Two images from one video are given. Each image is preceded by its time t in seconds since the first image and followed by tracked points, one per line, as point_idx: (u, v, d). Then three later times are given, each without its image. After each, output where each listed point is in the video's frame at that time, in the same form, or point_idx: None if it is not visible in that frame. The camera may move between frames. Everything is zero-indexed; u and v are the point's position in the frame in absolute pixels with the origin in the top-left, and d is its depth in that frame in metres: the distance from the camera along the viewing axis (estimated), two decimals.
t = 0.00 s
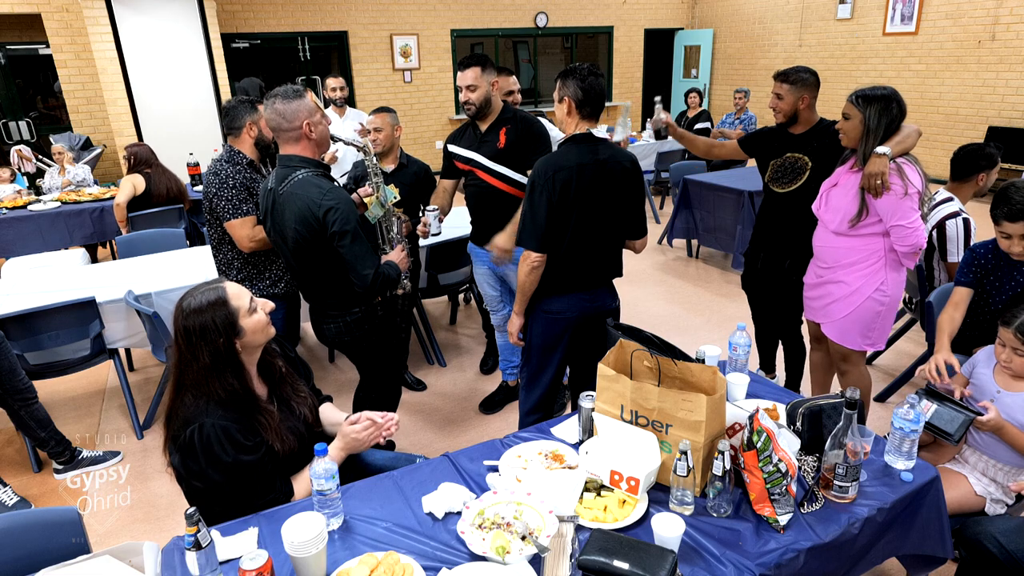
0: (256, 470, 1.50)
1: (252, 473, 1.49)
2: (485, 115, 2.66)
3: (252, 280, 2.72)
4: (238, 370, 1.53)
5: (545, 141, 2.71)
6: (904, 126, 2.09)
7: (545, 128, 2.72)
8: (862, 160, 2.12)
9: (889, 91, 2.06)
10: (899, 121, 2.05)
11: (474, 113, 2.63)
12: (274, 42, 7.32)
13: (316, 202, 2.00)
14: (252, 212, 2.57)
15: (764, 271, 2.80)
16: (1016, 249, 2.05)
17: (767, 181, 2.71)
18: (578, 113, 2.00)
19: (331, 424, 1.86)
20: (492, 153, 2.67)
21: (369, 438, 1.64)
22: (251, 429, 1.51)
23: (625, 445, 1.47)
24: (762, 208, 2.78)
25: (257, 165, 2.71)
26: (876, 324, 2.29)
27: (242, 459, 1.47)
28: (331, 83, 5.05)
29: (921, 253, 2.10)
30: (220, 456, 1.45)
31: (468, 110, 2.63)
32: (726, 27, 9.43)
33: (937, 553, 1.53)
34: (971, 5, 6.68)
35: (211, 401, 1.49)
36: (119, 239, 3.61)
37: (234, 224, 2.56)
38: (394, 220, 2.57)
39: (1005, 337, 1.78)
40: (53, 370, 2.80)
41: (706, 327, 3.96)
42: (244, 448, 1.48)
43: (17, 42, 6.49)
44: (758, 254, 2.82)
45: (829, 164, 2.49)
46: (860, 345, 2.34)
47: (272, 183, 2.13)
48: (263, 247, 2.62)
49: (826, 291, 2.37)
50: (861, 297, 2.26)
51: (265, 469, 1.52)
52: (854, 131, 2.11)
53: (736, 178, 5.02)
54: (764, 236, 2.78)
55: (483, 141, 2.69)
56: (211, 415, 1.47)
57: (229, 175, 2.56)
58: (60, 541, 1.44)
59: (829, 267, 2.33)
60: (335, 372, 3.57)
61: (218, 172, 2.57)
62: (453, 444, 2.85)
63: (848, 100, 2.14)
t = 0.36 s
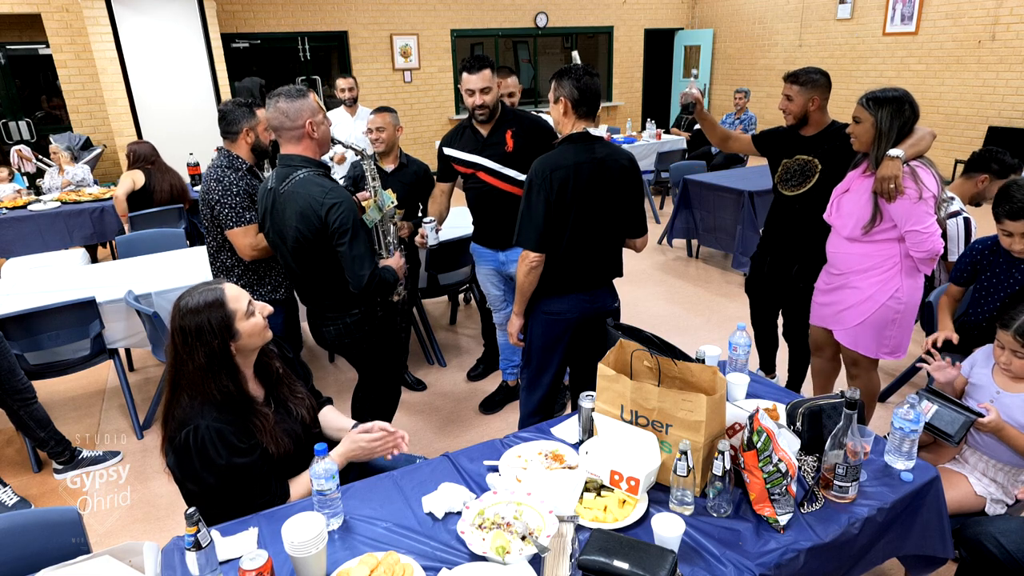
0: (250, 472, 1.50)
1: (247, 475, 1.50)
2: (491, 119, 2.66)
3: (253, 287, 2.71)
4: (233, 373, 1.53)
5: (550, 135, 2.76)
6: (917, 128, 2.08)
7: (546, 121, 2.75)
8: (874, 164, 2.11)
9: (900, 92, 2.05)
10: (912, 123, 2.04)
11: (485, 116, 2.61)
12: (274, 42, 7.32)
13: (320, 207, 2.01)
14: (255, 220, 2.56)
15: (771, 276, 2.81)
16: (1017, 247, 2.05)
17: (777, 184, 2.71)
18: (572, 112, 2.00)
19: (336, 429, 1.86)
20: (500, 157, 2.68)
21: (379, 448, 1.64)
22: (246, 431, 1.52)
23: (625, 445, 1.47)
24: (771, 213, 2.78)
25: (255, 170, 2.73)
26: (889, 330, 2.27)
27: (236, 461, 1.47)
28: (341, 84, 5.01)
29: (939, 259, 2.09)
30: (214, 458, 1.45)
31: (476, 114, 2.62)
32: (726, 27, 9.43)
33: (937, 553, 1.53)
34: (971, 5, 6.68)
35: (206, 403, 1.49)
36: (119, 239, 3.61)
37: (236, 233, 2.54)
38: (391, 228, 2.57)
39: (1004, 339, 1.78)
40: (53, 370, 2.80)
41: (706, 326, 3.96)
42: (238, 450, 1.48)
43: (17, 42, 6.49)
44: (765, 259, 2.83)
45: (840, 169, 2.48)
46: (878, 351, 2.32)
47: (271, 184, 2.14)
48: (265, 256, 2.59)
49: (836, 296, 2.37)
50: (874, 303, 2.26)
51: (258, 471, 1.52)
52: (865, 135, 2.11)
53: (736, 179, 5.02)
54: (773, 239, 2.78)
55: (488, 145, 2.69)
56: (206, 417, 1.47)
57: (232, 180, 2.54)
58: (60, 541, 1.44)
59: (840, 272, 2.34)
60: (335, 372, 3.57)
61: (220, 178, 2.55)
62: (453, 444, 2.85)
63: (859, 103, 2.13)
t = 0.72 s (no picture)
0: (255, 462, 1.52)
1: (252, 465, 1.51)
2: (506, 119, 2.70)
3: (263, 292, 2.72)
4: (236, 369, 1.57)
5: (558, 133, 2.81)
6: (921, 130, 2.07)
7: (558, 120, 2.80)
8: (879, 166, 2.11)
9: (906, 93, 2.05)
10: (918, 125, 2.04)
11: (497, 115, 2.66)
12: (274, 42, 7.32)
13: (331, 186, 2.09)
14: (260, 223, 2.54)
15: (773, 276, 2.82)
16: (1016, 246, 2.05)
17: (784, 187, 2.70)
18: (566, 112, 2.00)
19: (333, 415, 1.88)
20: (517, 156, 2.72)
21: (364, 432, 1.60)
22: (253, 422, 1.53)
23: (625, 445, 1.48)
24: (779, 215, 2.77)
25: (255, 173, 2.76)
26: (894, 333, 2.27)
27: (243, 451, 1.49)
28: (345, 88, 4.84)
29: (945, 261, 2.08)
30: (221, 448, 1.47)
31: (491, 113, 2.65)
32: (725, 27, 9.43)
33: (937, 553, 1.53)
34: (971, 5, 6.68)
35: (213, 393, 1.51)
36: (120, 239, 3.61)
37: (242, 235, 2.52)
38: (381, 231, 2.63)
39: (1003, 341, 1.78)
40: (53, 370, 2.80)
41: (706, 326, 3.96)
42: (245, 440, 1.50)
43: (17, 42, 6.50)
44: (768, 260, 2.84)
45: (846, 172, 2.49)
46: (885, 356, 2.32)
47: (279, 166, 2.18)
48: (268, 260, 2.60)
49: (842, 300, 2.37)
50: (880, 307, 2.26)
51: (263, 462, 1.54)
52: (870, 137, 2.11)
53: (737, 179, 5.03)
54: (778, 240, 2.78)
55: (505, 145, 2.72)
56: (214, 407, 1.49)
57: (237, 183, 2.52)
58: (60, 542, 1.44)
59: (846, 278, 2.33)
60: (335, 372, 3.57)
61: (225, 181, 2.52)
62: (453, 444, 2.85)
63: (864, 104, 2.13)
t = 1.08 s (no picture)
0: (266, 450, 1.51)
1: (263, 455, 1.50)
2: (537, 115, 2.72)
3: (267, 283, 2.77)
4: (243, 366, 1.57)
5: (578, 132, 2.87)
6: (922, 129, 2.07)
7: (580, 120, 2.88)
8: (876, 163, 2.12)
9: (909, 91, 2.05)
10: (918, 123, 2.04)
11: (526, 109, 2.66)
12: (274, 42, 7.32)
13: (337, 176, 2.12)
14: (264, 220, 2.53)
15: (774, 275, 2.82)
16: (1016, 246, 2.05)
17: (784, 183, 2.71)
18: (566, 112, 2.00)
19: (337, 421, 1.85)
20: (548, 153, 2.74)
21: (370, 430, 1.64)
22: (262, 411, 1.53)
23: (625, 445, 1.48)
24: (778, 212, 2.77)
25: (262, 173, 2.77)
26: (890, 333, 2.28)
27: (255, 438, 1.48)
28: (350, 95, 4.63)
29: (939, 260, 2.07)
30: (231, 434, 1.45)
31: (520, 109, 2.67)
32: (725, 27, 9.43)
33: (937, 553, 1.53)
34: (971, 5, 6.68)
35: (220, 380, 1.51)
36: (120, 239, 3.61)
37: (241, 235, 2.51)
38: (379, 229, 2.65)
39: (1003, 341, 1.78)
40: (53, 370, 2.80)
41: (706, 326, 3.96)
42: (255, 427, 1.49)
43: (17, 42, 6.50)
44: (769, 256, 2.83)
45: (845, 168, 2.49)
46: (883, 354, 2.32)
47: (283, 151, 2.20)
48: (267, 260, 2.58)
49: (839, 298, 2.37)
50: (877, 306, 2.25)
51: (271, 452, 1.53)
52: (871, 132, 2.11)
53: (737, 179, 5.03)
54: (779, 238, 2.77)
55: (536, 142, 2.73)
56: (224, 394, 1.48)
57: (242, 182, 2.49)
58: (60, 542, 1.44)
59: (843, 276, 2.33)
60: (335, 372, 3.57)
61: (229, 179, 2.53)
62: (453, 443, 2.85)
63: (866, 100, 2.13)
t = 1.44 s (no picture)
0: (269, 445, 1.50)
1: (265, 448, 1.49)
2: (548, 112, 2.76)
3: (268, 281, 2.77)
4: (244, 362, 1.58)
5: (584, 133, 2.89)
6: (924, 129, 2.07)
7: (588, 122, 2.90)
8: (879, 163, 2.11)
9: (911, 93, 2.05)
10: (922, 125, 2.04)
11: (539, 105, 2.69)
12: (274, 42, 7.32)
13: (339, 175, 2.12)
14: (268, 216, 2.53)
15: (774, 275, 2.82)
16: (1016, 247, 2.04)
17: (785, 185, 2.70)
18: (566, 112, 2.00)
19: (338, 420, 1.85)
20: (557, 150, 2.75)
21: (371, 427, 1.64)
22: (263, 405, 1.53)
23: (625, 445, 1.48)
24: (779, 213, 2.77)
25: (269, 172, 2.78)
26: (893, 333, 2.28)
27: (257, 433, 1.48)
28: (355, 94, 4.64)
29: (944, 260, 2.08)
30: (233, 428, 1.45)
31: (530, 103, 2.71)
32: (725, 27, 9.43)
33: (937, 553, 1.53)
34: (971, 5, 6.68)
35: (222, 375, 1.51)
36: (120, 239, 3.61)
37: (241, 228, 2.51)
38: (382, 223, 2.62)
39: (1003, 342, 1.78)
40: (53, 371, 2.80)
41: (706, 326, 3.97)
42: (257, 422, 1.48)
43: (18, 42, 6.50)
44: (769, 259, 2.84)
45: (847, 170, 2.49)
46: (885, 354, 2.31)
47: (284, 151, 2.20)
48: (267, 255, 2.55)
49: (841, 298, 2.37)
50: (879, 304, 2.25)
51: (273, 446, 1.52)
52: (871, 132, 2.11)
53: (737, 179, 5.03)
54: (779, 239, 2.77)
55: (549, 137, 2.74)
56: (226, 388, 1.48)
57: (245, 176, 2.54)
58: (60, 542, 1.44)
59: (847, 276, 2.33)
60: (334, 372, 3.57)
61: (233, 173, 2.55)
62: (453, 443, 2.86)
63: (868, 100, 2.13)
